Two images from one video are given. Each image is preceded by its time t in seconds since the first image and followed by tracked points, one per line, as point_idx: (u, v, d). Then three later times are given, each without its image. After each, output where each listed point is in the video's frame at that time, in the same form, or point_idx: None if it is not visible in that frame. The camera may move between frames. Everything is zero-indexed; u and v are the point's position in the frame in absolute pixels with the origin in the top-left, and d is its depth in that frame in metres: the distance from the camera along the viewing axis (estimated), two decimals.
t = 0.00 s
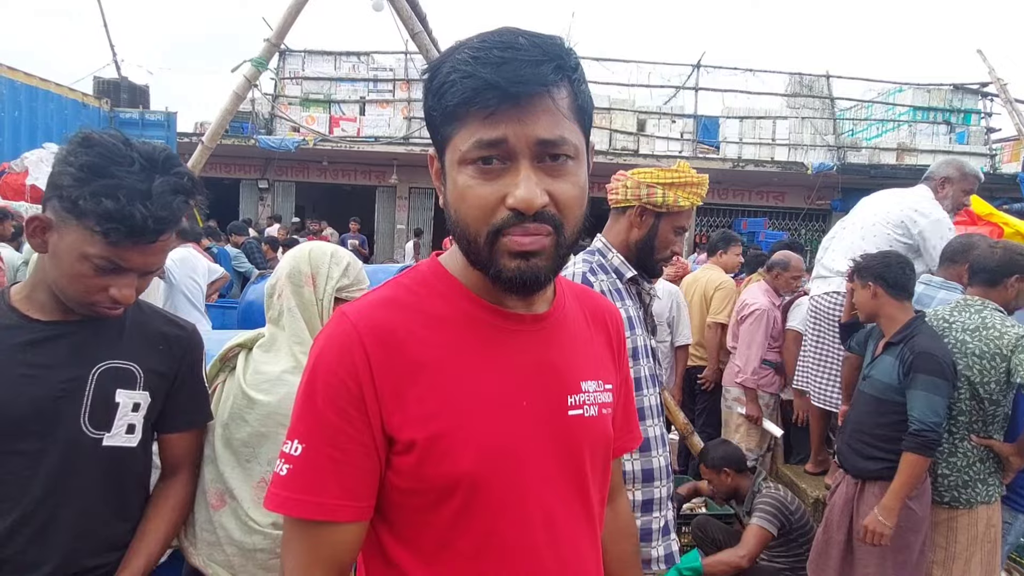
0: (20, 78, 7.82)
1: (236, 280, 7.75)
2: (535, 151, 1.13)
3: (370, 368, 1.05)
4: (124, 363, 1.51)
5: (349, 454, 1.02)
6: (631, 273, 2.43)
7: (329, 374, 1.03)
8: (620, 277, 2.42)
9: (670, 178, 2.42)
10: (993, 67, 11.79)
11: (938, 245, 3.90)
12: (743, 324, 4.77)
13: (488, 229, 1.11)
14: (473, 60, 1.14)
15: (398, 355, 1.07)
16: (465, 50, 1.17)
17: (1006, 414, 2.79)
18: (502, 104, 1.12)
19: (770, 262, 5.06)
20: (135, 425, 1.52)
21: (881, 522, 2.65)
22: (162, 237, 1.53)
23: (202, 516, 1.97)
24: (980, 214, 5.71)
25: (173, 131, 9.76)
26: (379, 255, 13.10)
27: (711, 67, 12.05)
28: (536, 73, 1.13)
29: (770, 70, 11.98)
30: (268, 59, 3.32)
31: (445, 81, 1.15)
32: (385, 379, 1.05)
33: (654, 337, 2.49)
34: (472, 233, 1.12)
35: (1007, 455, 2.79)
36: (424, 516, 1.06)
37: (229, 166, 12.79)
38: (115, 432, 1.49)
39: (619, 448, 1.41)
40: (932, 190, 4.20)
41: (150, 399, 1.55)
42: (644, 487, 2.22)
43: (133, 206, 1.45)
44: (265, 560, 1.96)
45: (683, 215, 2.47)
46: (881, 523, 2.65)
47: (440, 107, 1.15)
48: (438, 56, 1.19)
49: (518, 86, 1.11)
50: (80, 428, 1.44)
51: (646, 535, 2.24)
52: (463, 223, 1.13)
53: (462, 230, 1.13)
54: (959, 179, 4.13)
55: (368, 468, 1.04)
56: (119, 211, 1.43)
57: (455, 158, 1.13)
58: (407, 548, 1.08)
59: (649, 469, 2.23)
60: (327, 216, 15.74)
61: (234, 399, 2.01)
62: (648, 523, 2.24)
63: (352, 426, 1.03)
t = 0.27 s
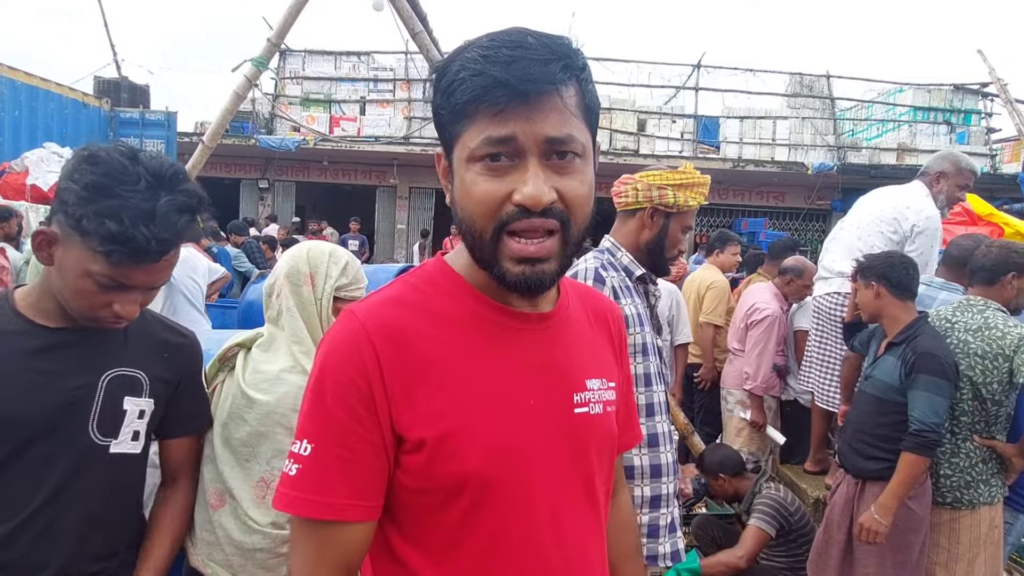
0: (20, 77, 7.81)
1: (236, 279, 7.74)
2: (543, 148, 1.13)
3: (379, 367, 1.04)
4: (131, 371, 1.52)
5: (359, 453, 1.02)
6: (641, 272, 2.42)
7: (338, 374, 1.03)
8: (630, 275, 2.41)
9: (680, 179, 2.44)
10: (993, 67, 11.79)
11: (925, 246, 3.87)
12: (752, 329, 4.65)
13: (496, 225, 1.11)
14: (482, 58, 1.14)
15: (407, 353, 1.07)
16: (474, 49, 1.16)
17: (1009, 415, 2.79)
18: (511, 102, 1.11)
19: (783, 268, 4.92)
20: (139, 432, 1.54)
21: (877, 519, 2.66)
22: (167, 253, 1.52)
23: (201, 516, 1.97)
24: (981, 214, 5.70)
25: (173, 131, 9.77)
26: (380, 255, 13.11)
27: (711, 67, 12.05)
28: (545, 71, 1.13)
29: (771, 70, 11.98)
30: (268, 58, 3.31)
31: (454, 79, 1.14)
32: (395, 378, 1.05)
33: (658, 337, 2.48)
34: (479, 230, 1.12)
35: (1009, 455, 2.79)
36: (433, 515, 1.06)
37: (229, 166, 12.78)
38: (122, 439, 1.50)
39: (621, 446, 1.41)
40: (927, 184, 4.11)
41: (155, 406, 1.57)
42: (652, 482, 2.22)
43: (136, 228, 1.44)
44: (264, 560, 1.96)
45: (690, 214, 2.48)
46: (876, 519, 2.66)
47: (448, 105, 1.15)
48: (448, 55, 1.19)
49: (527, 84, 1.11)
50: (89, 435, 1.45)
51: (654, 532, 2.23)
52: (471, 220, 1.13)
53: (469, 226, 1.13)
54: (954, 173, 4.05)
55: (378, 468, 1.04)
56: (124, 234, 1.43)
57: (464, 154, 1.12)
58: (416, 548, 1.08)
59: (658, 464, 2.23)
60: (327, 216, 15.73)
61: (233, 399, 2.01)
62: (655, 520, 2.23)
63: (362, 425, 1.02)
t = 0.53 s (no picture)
0: (21, 77, 7.82)
1: (236, 280, 7.73)
2: (558, 150, 1.13)
3: (405, 365, 1.03)
4: (108, 377, 1.46)
5: (388, 451, 1.00)
6: (640, 272, 2.42)
7: (366, 370, 1.01)
8: (628, 276, 2.41)
9: (679, 179, 2.43)
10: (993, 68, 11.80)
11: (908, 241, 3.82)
12: (760, 332, 4.56)
13: (508, 221, 1.11)
14: (508, 58, 1.14)
15: (431, 351, 1.06)
16: (501, 50, 1.17)
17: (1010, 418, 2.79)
18: (531, 102, 1.12)
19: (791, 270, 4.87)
20: (118, 441, 1.47)
21: (874, 520, 2.67)
22: (118, 259, 1.34)
23: (201, 517, 1.98)
24: (981, 214, 5.69)
25: (173, 132, 9.76)
26: (380, 256, 13.13)
27: (712, 67, 12.05)
28: (567, 77, 1.14)
29: (771, 71, 11.98)
30: (269, 59, 3.32)
31: (478, 76, 1.14)
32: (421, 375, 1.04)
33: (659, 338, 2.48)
34: (490, 224, 1.12)
35: (1011, 458, 2.80)
36: (457, 512, 1.05)
37: (230, 166, 12.78)
38: (100, 448, 1.44)
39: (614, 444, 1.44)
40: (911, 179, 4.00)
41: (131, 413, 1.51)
42: (653, 479, 2.22)
43: (71, 234, 1.26)
44: (263, 561, 1.97)
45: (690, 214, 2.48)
46: (874, 519, 2.67)
47: (471, 101, 1.15)
48: (475, 54, 1.20)
49: (549, 86, 1.11)
50: (64, 444, 1.38)
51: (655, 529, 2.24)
52: (483, 215, 1.13)
53: (481, 221, 1.13)
54: (939, 167, 3.90)
55: (406, 466, 1.02)
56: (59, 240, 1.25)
57: (481, 150, 1.12)
58: (435, 547, 1.07)
59: (658, 462, 2.23)
60: (327, 216, 15.73)
61: (233, 401, 2.01)
62: (657, 518, 2.23)
63: (391, 423, 1.01)
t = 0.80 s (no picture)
0: (22, 77, 7.84)
1: (236, 280, 7.73)
2: (575, 155, 1.13)
3: (447, 360, 1.01)
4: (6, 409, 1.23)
5: (439, 448, 0.97)
6: (632, 269, 2.37)
7: (412, 366, 0.97)
8: (622, 273, 2.37)
9: (677, 177, 2.45)
10: (994, 69, 11.79)
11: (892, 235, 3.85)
12: (766, 333, 4.54)
13: (524, 224, 1.11)
14: (528, 65, 1.15)
15: (467, 347, 1.05)
16: (520, 57, 1.17)
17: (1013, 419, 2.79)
18: (551, 108, 1.12)
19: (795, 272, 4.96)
20: (27, 481, 1.27)
21: (878, 523, 2.66)
22: None
23: (200, 518, 1.98)
24: (981, 215, 5.69)
25: (175, 131, 9.71)
26: (381, 256, 13.14)
27: (712, 68, 12.05)
28: (585, 84, 1.14)
29: (771, 72, 11.98)
30: (270, 60, 3.32)
31: (498, 82, 1.15)
32: (462, 370, 1.02)
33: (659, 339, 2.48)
34: (506, 227, 1.12)
35: (1015, 460, 2.81)
36: (497, 506, 1.05)
37: (230, 166, 12.78)
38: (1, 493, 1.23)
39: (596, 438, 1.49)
40: (892, 176, 4.11)
41: (43, 448, 1.29)
42: (645, 479, 2.21)
43: None
44: (263, 562, 1.98)
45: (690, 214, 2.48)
46: (877, 523, 2.66)
47: (490, 106, 1.15)
48: (495, 61, 1.20)
49: (569, 93, 1.12)
50: None
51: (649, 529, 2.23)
52: (499, 217, 1.13)
53: (497, 223, 1.13)
54: (918, 162, 4.02)
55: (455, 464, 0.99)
56: None
57: (499, 154, 1.12)
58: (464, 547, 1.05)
59: (650, 461, 2.21)
60: (327, 216, 15.73)
61: (233, 401, 2.03)
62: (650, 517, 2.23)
63: (440, 420, 0.98)
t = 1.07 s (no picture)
0: (22, 77, 7.85)
1: (236, 280, 7.71)
2: (572, 151, 1.13)
3: (463, 358, 1.01)
4: None
5: (460, 444, 0.97)
6: (627, 269, 2.38)
7: (430, 364, 0.97)
8: (617, 273, 2.38)
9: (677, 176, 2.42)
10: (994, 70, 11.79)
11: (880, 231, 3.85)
12: (767, 333, 4.54)
13: (525, 220, 1.11)
14: (520, 65, 1.14)
15: (480, 344, 1.05)
16: (512, 58, 1.17)
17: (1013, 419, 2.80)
18: (546, 105, 1.12)
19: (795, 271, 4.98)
20: None
21: (881, 525, 2.65)
22: None
23: (200, 519, 1.97)
24: (980, 215, 5.69)
25: (175, 131, 9.64)
26: (381, 256, 13.14)
27: (713, 68, 12.05)
28: (578, 80, 1.14)
29: (771, 72, 11.98)
30: (270, 60, 3.32)
31: (492, 84, 1.15)
32: (477, 367, 1.03)
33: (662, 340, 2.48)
34: (507, 225, 1.12)
35: (1015, 461, 2.81)
36: (517, 500, 1.06)
37: (231, 166, 12.78)
38: None
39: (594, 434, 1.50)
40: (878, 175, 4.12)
41: None
42: (639, 478, 2.21)
43: None
44: (263, 563, 1.98)
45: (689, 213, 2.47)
46: (880, 524, 2.65)
47: (485, 108, 1.15)
48: (486, 64, 1.20)
49: (562, 89, 1.12)
50: None
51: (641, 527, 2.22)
52: (499, 216, 1.13)
53: (497, 222, 1.13)
54: (900, 159, 4.03)
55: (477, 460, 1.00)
56: None
57: (497, 153, 1.12)
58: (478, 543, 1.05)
59: (644, 460, 2.21)
60: (327, 216, 15.72)
61: (233, 403, 2.03)
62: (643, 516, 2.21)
63: (458, 416, 0.98)
